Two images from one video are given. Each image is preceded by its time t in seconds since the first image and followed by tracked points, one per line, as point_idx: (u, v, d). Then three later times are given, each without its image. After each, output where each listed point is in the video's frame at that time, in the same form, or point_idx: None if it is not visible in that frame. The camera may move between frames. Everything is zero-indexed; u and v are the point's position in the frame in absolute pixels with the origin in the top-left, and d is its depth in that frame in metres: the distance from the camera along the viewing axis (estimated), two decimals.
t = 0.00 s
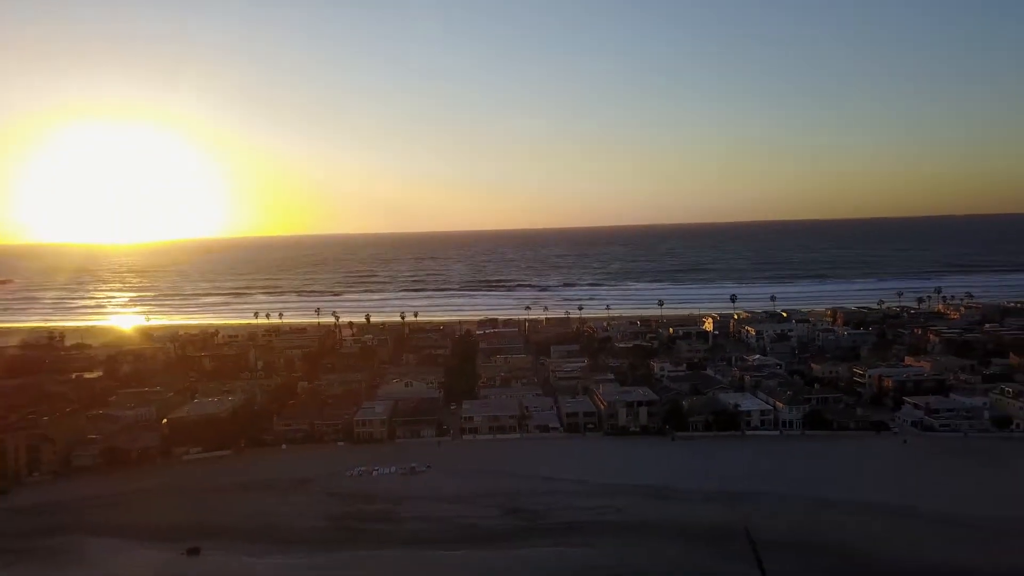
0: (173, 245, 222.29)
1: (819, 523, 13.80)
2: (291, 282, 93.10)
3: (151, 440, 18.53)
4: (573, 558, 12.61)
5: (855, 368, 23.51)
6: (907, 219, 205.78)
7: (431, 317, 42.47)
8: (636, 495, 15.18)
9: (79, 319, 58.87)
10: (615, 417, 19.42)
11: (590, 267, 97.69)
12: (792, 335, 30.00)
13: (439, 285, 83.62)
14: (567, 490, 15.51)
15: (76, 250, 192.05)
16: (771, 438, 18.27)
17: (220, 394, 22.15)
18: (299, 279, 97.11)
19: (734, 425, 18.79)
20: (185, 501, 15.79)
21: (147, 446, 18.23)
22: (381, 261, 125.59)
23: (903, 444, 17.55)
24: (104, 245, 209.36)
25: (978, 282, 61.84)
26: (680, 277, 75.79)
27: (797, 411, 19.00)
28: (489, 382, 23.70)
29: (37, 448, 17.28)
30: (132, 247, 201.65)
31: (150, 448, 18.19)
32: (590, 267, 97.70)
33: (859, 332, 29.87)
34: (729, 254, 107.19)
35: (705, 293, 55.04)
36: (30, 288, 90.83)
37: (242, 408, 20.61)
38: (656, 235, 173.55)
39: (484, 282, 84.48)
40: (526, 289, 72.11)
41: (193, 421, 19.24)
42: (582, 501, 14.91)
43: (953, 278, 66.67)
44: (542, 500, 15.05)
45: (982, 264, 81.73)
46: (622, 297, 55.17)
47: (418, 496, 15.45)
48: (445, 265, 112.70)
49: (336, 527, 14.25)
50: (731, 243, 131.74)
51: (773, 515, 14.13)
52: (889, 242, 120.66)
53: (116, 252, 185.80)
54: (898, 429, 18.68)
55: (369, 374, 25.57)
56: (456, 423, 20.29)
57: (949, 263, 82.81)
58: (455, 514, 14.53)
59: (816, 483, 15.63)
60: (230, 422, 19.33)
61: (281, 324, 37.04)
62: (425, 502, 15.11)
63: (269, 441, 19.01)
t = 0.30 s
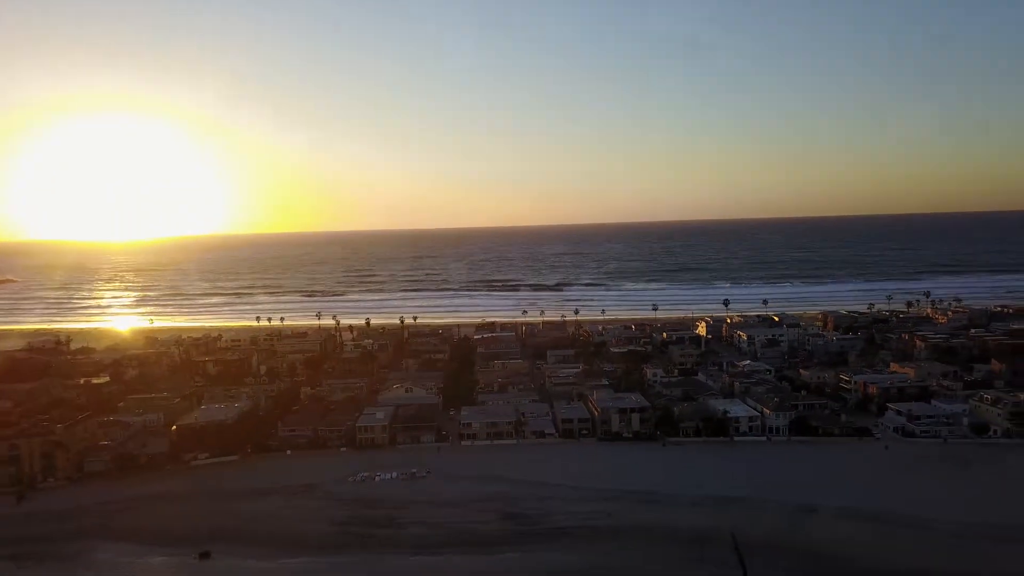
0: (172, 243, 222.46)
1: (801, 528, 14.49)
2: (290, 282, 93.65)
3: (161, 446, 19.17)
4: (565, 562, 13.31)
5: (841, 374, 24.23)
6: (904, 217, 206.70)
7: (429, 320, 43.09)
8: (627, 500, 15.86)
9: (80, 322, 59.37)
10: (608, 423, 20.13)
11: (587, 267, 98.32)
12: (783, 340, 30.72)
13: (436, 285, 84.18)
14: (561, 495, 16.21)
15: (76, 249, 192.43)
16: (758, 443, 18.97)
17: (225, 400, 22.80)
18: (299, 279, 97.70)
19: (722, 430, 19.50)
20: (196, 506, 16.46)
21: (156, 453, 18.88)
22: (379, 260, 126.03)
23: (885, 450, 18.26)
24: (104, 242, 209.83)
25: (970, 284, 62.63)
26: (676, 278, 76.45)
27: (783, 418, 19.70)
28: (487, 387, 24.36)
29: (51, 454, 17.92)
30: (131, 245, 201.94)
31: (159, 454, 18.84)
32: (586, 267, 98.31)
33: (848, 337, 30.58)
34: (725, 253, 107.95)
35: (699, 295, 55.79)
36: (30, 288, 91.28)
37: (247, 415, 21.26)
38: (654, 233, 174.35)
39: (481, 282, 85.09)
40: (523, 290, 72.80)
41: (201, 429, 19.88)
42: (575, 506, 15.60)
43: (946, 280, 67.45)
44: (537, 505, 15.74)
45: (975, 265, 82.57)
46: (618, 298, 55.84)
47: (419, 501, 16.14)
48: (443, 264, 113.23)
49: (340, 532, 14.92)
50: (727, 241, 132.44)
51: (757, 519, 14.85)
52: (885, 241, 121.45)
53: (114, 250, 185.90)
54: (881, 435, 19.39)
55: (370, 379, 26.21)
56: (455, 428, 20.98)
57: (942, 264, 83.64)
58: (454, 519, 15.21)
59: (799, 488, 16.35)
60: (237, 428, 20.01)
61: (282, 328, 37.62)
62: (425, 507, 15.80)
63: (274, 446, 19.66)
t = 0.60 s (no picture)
0: (170, 239, 222.53)
1: (784, 532, 15.07)
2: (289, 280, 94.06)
3: (167, 450, 19.71)
4: (558, 564, 13.88)
5: (829, 379, 24.82)
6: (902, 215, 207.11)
7: (427, 321, 43.62)
8: (618, 504, 16.44)
9: (80, 322, 59.77)
10: (601, 427, 20.70)
11: (583, 265, 98.82)
12: (775, 344, 31.30)
13: (434, 284, 84.61)
14: (554, 498, 16.78)
15: (72, 245, 192.10)
16: (747, 448, 19.54)
17: (227, 405, 23.32)
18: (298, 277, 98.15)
19: (712, 435, 20.08)
20: (202, 509, 17.01)
21: (162, 457, 19.42)
22: (376, 258, 126.41)
23: (869, 455, 18.83)
24: (101, 239, 209.76)
25: (963, 286, 63.28)
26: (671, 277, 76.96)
27: (771, 423, 20.28)
28: (484, 391, 24.90)
29: (60, 459, 18.44)
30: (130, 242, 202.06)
31: (165, 457, 19.40)
32: (583, 265, 98.82)
33: (839, 341, 31.18)
34: (722, 252, 108.53)
35: (694, 297, 56.41)
36: (28, 286, 91.49)
37: (250, 419, 21.79)
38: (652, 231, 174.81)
39: (478, 281, 85.54)
40: (520, 290, 73.28)
41: (205, 433, 20.40)
42: (568, 510, 16.16)
43: (939, 281, 68.05)
44: (532, 508, 16.31)
45: (968, 265, 83.32)
46: (614, 299, 56.35)
47: (417, 505, 16.70)
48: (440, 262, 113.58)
49: (341, 535, 15.48)
50: (724, 239, 133.02)
51: (743, 523, 15.43)
52: (881, 240, 122.14)
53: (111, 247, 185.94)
54: (866, 439, 19.99)
55: (370, 383, 26.73)
56: (452, 432, 21.54)
57: (936, 264, 84.33)
58: (451, 523, 15.77)
59: (784, 492, 16.94)
60: (240, 433, 20.55)
61: (282, 330, 38.12)
62: (424, 511, 16.37)
63: (276, 450, 20.21)
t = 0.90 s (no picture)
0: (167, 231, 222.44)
1: (769, 522, 15.55)
2: (286, 273, 94.34)
3: (169, 442, 20.13)
4: (548, 552, 14.36)
5: (818, 374, 25.30)
6: (897, 211, 207.99)
7: (424, 315, 44.01)
8: (608, 495, 16.91)
9: (79, 315, 60.11)
10: (593, 421, 21.17)
11: (580, 259, 99.23)
12: (766, 339, 31.77)
13: (431, 278, 84.94)
14: (546, 489, 17.25)
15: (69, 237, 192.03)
16: (735, 442, 20.02)
17: (227, 397, 23.74)
18: (295, 270, 98.51)
19: (701, 429, 20.57)
20: (204, 498, 17.45)
21: (165, 448, 19.85)
22: (374, 251, 126.67)
23: (854, 448, 19.33)
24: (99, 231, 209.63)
25: (955, 282, 63.90)
26: (667, 272, 77.40)
27: (759, 417, 20.77)
28: (479, 384, 25.35)
29: (65, 449, 18.86)
30: (127, 234, 201.99)
31: (167, 449, 19.83)
32: (580, 259, 99.22)
33: (829, 336, 31.67)
34: (717, 247, 108.98)
35: (689, 292, 56.88)
36: (26, 278, 91.60)
37: (249, 412, 22.20)
38: (648, 225, 175.36)
39: (475, 275, 85.89)
40: (517, 284, 73.68)
41: (206, 424, 20.82)
42: (559, 501, 16.63)
43: (932, 277, 68.64)
44: (524, 499, 16.78)
45: (962, 261, 83.94)
46: (609, 294, 56.76)
47: (413, 495, 17.16)
48: (437, 256, 113.91)
49: (339, 524, 15.93)
50: (721, 234, 133.55)
51: (728, 513, 15.92)
52: (876, 235, 122.71)
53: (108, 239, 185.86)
54: (851, 433, 20.49)
55: (367, 376, 27.13)
56: (448, 424, 22.00)
57: (930, 260, 84.93)
58: (446, 512, 16.23)
59: (770, 484, 17.43)
60: (240, 425, 20.97)
61: (280, 323, 38.49)
62: (419, 501, 16.83)
63: (275, 442, 20.65)
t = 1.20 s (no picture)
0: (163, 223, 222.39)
1: (756, 510, 15.85)
2: (282, 264, 94.48)
3: (166, 430, 20.36)
4: (539, 538, 14.64)
5: (808, 365, 25.61)
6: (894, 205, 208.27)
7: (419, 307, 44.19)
8: (598, 483, 17.20)
9: (75, 306, 60.23)
10: (586, 411, 21.46)
11: (576, 251, 99.47)
12: (758, 332, 32.08)
13: (427, 269, 85.14)
14: (538, 478, 17.50)
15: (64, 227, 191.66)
16: (725, 432, 20.33)
17: (223, 386, 23.97)
18: (291, 261, 98.64)
19: (692, 419, 20.88)
20: (202, 485, 17.68)
21: (162, 436, 20.09)
22: (370, 242, 126.71)
23: (842, 439, 19.64)
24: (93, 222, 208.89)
25: (948, 276, 64.32)
26: (663, 264, 77.68)
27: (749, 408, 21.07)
28: (474, 375, 25.62)
29: (64, 436, 19.09)
30: (124, 224, 201.66)
31: (164, 437, 20.08)
32: (576, 251, 99.46)
33: (821, 329, 31.98)
34: (713, 240, 109.28)
35: (684, 285, 57.22)
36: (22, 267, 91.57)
37: (246, 401, 22.44)
38: (645, 217, 175.46)
39: (471, 267, 86.09)
40: (513, 276, 73.88)
41: (203, 412, 21.06)
42: (551, 489, 16.92)
43: (926, 271, 68.99)
44: (516, 487, 17.05)
45: (955, 255, 84.40)
46: (605, 287, 57.00)
47: (406, 483, 17.42)
48: (433, 247, 113.97)
49: (334, 510, 16.20)
50: (717, 227, 133.86)
51: (717, 502, 16.19)
52: (871, 229, 123.12)
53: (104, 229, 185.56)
54: (840, 424, 20.81)
55: (362, 366, 27.38)
56: (442, 414, 22.28)
57: (924, 255, 85.30)
58: (438, 500, 16.51)
59: (758, 473, 17.73)
60: (237, 412, 21.22)
61: (276, 313, 38.69)
62: (413, 488, 17.09)
63: (271, 431, 20.89)
